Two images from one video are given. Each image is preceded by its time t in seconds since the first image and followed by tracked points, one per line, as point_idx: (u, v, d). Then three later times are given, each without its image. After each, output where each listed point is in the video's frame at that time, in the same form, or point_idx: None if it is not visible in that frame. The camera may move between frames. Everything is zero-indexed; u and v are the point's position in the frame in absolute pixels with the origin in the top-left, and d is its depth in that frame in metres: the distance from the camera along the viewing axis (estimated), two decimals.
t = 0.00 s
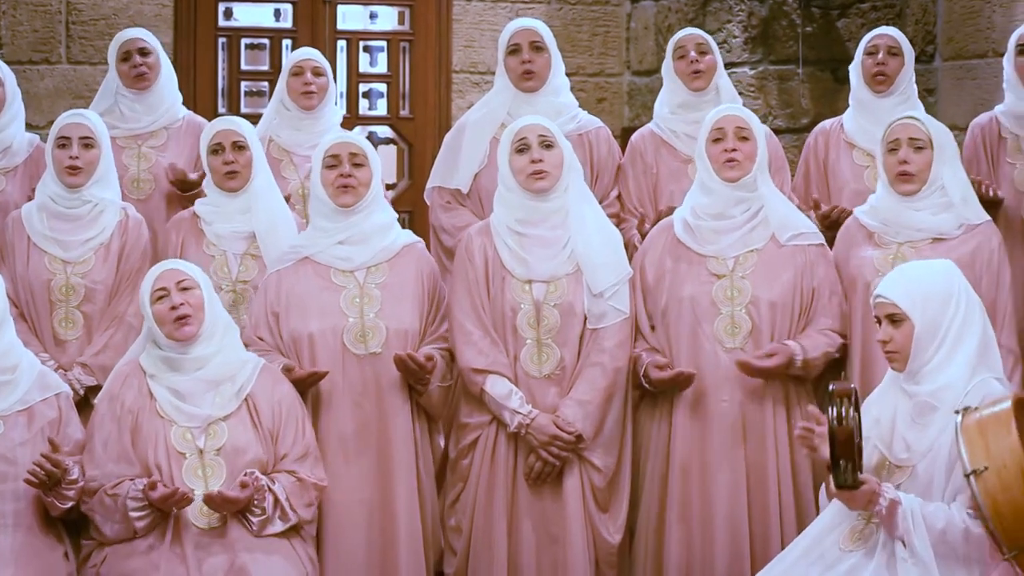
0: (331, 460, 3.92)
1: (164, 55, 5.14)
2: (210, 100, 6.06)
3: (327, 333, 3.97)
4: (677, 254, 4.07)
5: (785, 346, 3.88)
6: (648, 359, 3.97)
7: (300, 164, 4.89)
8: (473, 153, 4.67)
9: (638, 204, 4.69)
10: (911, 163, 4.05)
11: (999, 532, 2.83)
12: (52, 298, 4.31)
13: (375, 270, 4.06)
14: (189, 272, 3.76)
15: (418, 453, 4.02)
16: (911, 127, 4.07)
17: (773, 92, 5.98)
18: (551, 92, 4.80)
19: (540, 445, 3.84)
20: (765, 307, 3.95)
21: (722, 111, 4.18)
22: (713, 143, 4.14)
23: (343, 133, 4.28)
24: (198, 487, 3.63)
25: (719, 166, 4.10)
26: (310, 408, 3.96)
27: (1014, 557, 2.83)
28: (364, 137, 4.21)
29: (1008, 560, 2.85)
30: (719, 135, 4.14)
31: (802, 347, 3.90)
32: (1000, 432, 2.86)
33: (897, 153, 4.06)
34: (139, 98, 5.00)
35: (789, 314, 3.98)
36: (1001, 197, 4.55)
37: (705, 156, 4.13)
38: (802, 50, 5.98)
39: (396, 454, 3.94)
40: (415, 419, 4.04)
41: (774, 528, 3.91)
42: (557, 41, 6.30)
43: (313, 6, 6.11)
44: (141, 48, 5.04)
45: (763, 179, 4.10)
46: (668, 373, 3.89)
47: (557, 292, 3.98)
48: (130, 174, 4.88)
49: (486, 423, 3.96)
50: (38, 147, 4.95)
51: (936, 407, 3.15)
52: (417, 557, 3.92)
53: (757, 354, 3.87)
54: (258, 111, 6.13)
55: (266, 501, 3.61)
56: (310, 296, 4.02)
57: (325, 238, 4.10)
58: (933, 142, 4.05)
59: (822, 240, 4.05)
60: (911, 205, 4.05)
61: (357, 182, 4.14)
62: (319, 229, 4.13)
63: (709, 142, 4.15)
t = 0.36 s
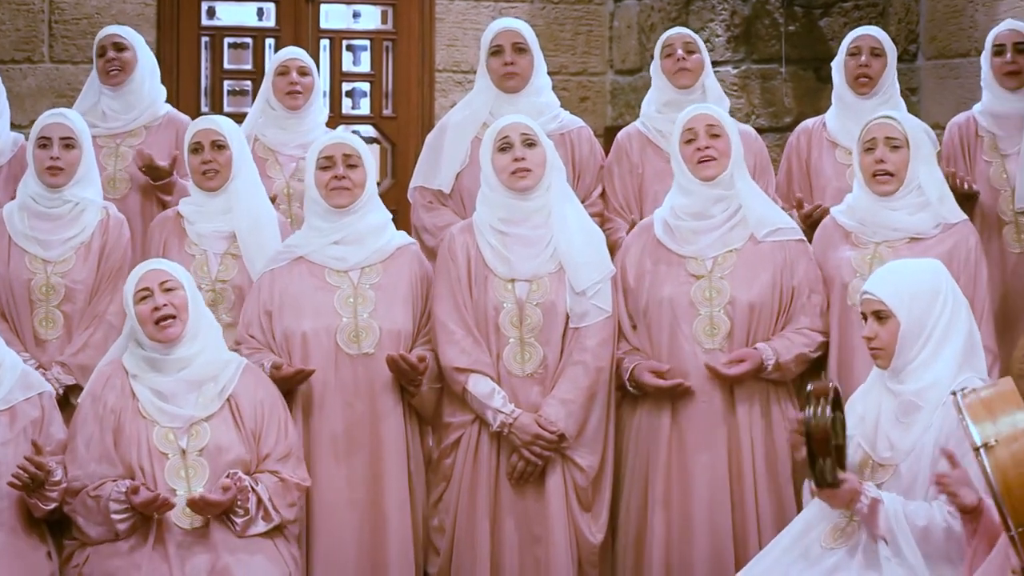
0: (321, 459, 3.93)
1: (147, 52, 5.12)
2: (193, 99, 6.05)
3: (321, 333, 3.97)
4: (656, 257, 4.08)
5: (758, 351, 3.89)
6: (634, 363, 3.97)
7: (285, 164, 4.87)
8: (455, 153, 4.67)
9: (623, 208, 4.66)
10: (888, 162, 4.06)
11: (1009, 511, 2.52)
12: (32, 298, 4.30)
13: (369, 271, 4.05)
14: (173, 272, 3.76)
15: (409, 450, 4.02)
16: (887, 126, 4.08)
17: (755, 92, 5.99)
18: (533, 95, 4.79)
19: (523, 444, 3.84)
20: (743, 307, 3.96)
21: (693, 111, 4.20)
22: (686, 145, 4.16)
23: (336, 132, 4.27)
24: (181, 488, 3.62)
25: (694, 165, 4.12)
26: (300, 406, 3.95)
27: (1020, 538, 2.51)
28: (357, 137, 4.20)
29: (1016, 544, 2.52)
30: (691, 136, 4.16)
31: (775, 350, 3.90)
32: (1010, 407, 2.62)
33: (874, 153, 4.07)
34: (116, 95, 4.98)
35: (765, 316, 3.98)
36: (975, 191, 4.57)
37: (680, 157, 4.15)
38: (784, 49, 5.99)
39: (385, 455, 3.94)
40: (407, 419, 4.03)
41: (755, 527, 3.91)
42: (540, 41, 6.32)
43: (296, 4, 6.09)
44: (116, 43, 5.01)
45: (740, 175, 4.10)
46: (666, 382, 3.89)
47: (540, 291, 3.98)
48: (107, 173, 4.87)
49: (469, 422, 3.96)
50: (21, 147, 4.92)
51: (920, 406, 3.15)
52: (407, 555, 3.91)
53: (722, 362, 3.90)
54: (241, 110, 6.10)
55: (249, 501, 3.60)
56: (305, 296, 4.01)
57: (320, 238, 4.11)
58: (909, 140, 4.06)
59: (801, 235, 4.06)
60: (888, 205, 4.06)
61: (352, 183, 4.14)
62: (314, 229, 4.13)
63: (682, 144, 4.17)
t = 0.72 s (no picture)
0: (310, 461, 3.92)
1: (132, 52, 5.07)
2: (174, 97, 6.03)
3: (310, 330, 3.97)
4: (635, 253, 4.08)
5: (737, 349, 3.90)
6: (620, 359, 3.97)
7: (267, 160, 4.88)
8: (436, 151, 4.66)
9: (606, 201, 4.67)
10: (871, 172, 4.07)
11: (970, 530, 2.82)
12: (13, 295, 4.29)
13: (360, 269, 4.05)
14: (165, 275, 3.72)
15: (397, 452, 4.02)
16: (867, 134, 4.07)
17: (736, 91, 5.94)
18: (515, 92, 4.80)
19: (504, 444, 3.84)
20: (722, 304, 3.97)
21: (668, 111, 4.20)
22: (661, 145, 4.15)
23: (329, 133, 4.27)
24: (163, 487, 3.61)
25: (671, 166, 4.12)
26: (288, 406, 3.95)
27: (981, 554, 2.83)
28: (352, 137, 4.20)
29: (977, 554, 2.84)
30: (665, 136, 4.16)
31: (755, 348, 3.91)
32: (972, 426, 2.86)
33: (857, 164, 4.08)
34: (99, 98, 4.96)
35: (745, 312, 3.99)
36: (964, 198, 4.55)
37: (656, 159, 4.14)
38: (766, 48, 5.94)
39: (370, 453, 3.93)
40: (395, 422, 4.03)
41: (734, 525, 3.91)
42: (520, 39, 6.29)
43: (278, 3, 6.09)
44: (98, 47, 5.00)
45: (716, 172, 4.11)
46: (653, 378, 3.88)
47: (521, 290, 3.98)
48: (89, 170, 4.87)
49: (450, 421, 3.96)
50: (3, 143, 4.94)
51: (900, 403, 3.16)
52: (386, 555, 3.91)
53: (702, 354, 3.89)
54: (222, 108, 6.09)
55: (233, 503, 3.59)
56: (296, 292, 4.01)
57: (315, 236, 4.09)
58: (890, 147, 4.06)
59: (779, 229, 4.07)
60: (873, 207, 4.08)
61: (346, 184, 4.13)
62: (310, 227, 4.12)
63: (657, 145, 4.16)
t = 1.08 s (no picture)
0: (292, 461, 3.92)
1: (122, 52, 5.08)
2: (154, 96, 6.00)
3: (295, 328, 3.97)
4: (615, 250, 4.09)
5: (716, 346, 3.92)
6: (600, 358, 3.98)
7: (247, 158, 4.87)
8: (418, 149, 4.67)
9: (588, 200, 4.65)
10: (858, 169, 4.08)
11: (964, 499, 2.75)
12: None
13: (345, 267, 4.05)
14: (163, 276, 3.73)
15: (379, 452, 4.02)
16: (853, 132, 4.09)
17: (716, 89, 5.95)
18: (496, 88, 4.80)
19: (483, 442, 3.85)
20: (702, 301, 3.98)
21: (645, 108, 4.20)
22: (640, 143, 4.17)
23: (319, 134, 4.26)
24: (145, 487, 3.61)
25: (649, 164, 4.13)
26: (271, 402, 3.95)
27: (973, 525, 2.76)
28: (339, 134, 4.18)
29: (967, 527, 2.77)
30: (644, 135, 4.17)
31: (734, 345, 3.93)
32: (970, 401, 2.84)
33: (843, 161, 4.09)
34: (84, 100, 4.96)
35: (724, 309, 4.01)
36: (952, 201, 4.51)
37: (636, 158, 4.15)
38: (746, 47, 5.96)
39: (353, 451, 3.94)
40: (379, 421, 4.03)
41: (713, 523, 3.93)
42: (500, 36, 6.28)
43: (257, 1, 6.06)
44: (88, 49, 5.00)
45: (695, 169, 4.12)
46: (632, 378, 3.90)
47: (500, 287, 3.99)
48: (76, 169, 4.85)
49: (430, 419, 3.97)
50: None
51: (881, 401, 3.17)
52: (370, 555, 3.91)
53: (680, 357, 3.91)
54: (202, 107, 6.04)
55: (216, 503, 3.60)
56: (279, 290, 4.02)
57: (301, 234, 4.09)
58: (877, 144, 4.07)
59: (758, 227, 4.08)
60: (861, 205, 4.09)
61: (333, 184, 4.13)
62: (295, 225, 4.12)
63: (636, 143, 4.18)
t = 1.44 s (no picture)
0: (269, 462, 3.92)
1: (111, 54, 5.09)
2: (133, 93, 5.97)
3: (271, 327, 3.96)
4: (593, 248, 4.10)
5: (694, 342, 3.93)
6: (578, 353, 3.98)
7: (226, 157, 4.86)
8: (399, 146, 4.66)
9: (567, 196, 4.66)
10: (848, 161, 4.06)
11: (916, 533, 2.84)
12: None
13: (322, 265, 4.04)
14: (153, 275, 3.72)
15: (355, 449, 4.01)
16: (844, 124, 4.07)
17: (694, 87, 5.94)
18: (475, 86, 4.80)
19: (461, 440, 3.85)
20: (679, 297, 3.99)
21: (625, 107, 4.21)
22: (619, 141, 4.17)
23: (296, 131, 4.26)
24: (125, 487, 3.60)
25: (629, 162, 4.13)
26: (250, 401, 3.95)
27: (930, 555, 2.85)
28: (316, 133, 4.19)
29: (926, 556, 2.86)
30: (624, 132, 4.18)
31: (712, 341, 3.94)
32: (908, 433, 2.88)
33: (833, 152, 4.07)
34: (70, 94, 4.93)
35: (701, 308, 4.02)
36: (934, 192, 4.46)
37: (614, 155, 4.16)
38: (724, 45, 5.95)
39: (331, 445, 3.94)
40: (355, 418, 4.03)
41: (689, 520, 3.93)
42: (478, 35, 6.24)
43: None
44: (84, 44, 5.00)
45: (674, 169, 4.13)
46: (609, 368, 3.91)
47: (479, 286, 3.99)
48: (60, 168, 4.83)
49: (407, 417, 3.96)
50: None
51: (858, 399, 3.18)
52: (347, 554, 3.92)
53: (658, 351, 3.91)
54: (180, 105, 6.03)
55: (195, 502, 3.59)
56: (255, 288, 4.01)
57: (275, 233, 4.08)
58: (867, 138, 4.06)
59: (736, 227, 4.10)
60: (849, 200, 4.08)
61: (310, 181, 4.12)
62: (268, 223, 4.11)
63: (615, 141, 4.18)
